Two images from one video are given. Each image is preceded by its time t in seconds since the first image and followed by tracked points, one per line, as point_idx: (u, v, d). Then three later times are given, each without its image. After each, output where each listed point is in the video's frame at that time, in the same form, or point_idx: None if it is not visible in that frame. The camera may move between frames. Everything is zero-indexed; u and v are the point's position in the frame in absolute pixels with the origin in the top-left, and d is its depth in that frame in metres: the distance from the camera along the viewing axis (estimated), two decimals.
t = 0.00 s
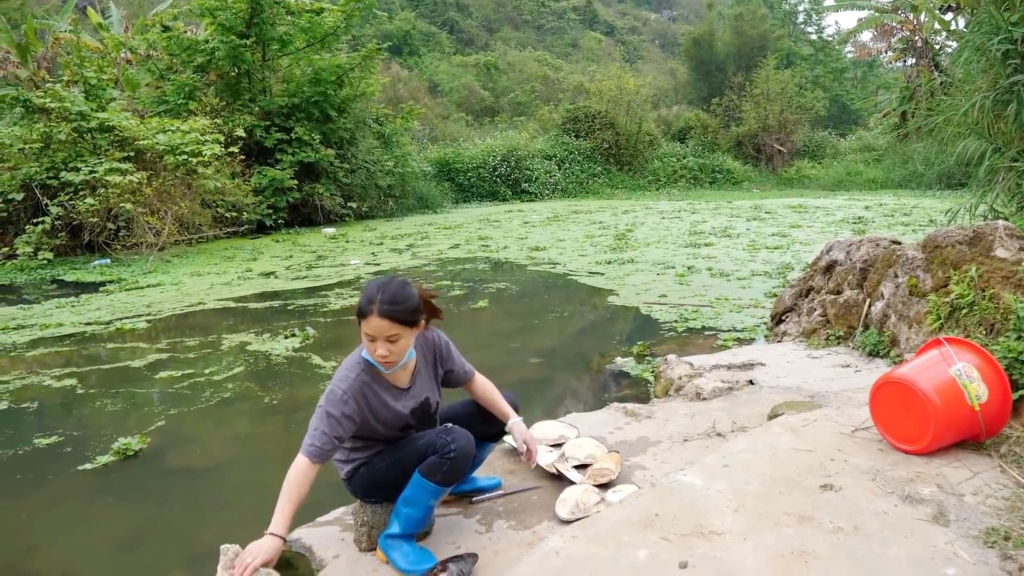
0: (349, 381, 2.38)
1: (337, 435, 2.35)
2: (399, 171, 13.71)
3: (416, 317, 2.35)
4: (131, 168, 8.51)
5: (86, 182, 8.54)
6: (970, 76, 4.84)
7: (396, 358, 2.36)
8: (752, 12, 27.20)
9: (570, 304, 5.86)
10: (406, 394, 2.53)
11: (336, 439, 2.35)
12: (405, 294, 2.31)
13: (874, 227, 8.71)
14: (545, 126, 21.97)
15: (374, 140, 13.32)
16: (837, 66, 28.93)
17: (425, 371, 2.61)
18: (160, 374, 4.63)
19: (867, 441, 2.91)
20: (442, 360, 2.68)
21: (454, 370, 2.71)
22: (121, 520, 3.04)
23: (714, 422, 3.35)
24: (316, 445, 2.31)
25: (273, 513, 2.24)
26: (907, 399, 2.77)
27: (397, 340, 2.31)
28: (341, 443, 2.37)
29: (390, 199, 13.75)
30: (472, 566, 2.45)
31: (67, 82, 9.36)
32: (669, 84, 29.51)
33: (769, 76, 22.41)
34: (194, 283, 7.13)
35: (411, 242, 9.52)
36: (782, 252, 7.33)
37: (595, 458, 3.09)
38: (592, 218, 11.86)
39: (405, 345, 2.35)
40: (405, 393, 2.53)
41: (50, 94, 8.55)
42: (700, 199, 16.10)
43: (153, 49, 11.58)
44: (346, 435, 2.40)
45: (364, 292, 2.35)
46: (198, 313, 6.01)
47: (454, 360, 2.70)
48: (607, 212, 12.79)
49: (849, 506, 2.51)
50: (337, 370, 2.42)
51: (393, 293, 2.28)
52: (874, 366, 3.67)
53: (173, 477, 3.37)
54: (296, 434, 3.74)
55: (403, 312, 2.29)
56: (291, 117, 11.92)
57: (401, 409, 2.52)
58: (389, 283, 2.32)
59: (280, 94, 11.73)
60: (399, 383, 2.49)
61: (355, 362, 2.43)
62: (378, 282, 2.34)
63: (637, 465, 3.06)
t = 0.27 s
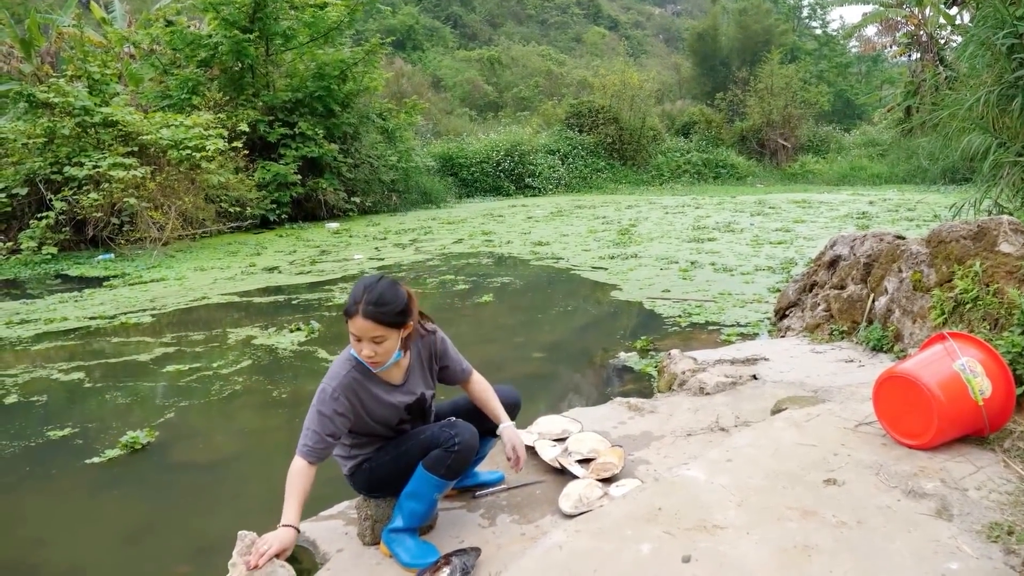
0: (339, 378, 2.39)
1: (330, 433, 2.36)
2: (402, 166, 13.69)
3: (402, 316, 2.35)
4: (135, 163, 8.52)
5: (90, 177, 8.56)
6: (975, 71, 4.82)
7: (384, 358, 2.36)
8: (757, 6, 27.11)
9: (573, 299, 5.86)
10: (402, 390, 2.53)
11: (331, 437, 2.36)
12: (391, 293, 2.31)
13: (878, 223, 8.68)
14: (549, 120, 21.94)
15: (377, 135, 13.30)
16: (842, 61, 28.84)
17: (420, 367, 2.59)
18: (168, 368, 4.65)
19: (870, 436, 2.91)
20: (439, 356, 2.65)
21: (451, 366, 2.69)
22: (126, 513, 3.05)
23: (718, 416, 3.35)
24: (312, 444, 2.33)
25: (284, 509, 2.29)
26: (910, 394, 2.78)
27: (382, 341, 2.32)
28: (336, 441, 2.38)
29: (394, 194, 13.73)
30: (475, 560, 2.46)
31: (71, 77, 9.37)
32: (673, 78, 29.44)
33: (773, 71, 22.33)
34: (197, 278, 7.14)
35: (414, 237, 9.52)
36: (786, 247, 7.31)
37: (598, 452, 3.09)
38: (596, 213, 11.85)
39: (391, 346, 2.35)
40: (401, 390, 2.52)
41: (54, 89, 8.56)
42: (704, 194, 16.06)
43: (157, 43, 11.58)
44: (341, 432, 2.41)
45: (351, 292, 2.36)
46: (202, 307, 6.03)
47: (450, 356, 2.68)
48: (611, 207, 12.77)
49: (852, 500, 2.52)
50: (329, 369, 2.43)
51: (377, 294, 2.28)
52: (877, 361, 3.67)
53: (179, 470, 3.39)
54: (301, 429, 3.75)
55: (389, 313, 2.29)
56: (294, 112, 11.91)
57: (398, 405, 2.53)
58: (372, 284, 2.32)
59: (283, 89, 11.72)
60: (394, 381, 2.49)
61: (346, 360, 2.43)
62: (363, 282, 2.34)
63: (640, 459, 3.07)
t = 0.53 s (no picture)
0: (344, 368, 2.39)
1: (334, 422, 2.38)
2: (405, 160, 13.67)
3: (414, 310, 2.33)
4: (137, 157, 8.53)
5: (92, 171, 8.59)
6: (979, 64, 4.79)
7: (398, 350, 2.35)
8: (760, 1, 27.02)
9: (576, 293, 5.86)
10: (406, 382, 2.53)
11: (335, 427, 2.38)
12: (403, 287, 2.29)
13: (881, 217, 8.66)
14: (552, 115, 21.92)
15: (380, 129, 13.29)
16: (846, 55, 28.74)
17: (426, 361, 2.59)
18: (175, 361, 4.67)
19: (873, 429, 2.91)
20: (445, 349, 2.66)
21: (457, 363, 2.67)
22: (131, 505, 3.07)
23: (720, 410, 3.35)
24: (316, 434, 2.35)
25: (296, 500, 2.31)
26: (914, 387, 2.78)
27: (397, 333, 2.31)
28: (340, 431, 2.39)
29: (397, 188, 13.72)
30: (477, 554, 2.46)
31: (74, 71, 9.38)
32: (676, 73, 29.38)
33: (777, 65, 22.26)
34: (200, 272, 7.15)
35: (417, 231, 9.52)
36: (789, 241, 7.30)
37: (600, 446, 3.09)
38: (599, 207, 11.83)
39: (405, 338, 2.35)
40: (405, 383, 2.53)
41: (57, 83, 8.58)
42: (707, 189, 16.03)
43: (160, 37, 11.59)
44: (345, 422, 2.42)
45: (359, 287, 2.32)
46: (206, 301, 6.04)
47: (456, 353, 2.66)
48: (614, 202, 12.76)
49: (854, 494, 2.52)
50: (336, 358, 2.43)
51: (390, 288, 2.26)
52: (880, 355, 3.66)
53: (184, 463, 3.40)
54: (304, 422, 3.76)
55: (402, 306, 2.27)
56: (297, 106, 11.91)
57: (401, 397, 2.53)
58: (384, 277, 2.29)
59: (286, 82, 11.71)
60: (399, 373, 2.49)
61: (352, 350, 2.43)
62: (373, 275, 2.31)
63: (642, 453, 3.07)
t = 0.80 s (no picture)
0: (359, 360, 2.39)
1: (342, 410, 2.39)
2: (408, 154, 13.64)
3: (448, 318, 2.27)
4: (141, 150, 8.53)
5: (96, 164, 8.60)
6: (983, 58, 4.78)
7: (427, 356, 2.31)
8: None
9: (579, 286, 5.86)
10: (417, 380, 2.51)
11: (341, 415, 2.39)
12: (441, 293, 2.23)
13: (885, 212, 8.65)
14: (555, 108, 21.89)
15: (383, 123, 13.27)
16: (850, 49, 28.65)
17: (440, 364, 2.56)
18: (182, 353, 4.69)
19: (876, 423, 2.91)
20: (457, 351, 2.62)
21: (473, 376, 2.60)
22: (135, 498, 3.08)
23: (723, 404, 3.35)
24: (320, 421, 2.36)
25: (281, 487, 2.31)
26: (917, 381, 2.78)
27: (434, 338, 2.26)
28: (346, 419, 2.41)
29: (400, 182, 13.70)
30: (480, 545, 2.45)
31: (76, 64, 9.39)
32: (680, 67, 29.31)
33: (781, 59, 22.19)
34: (203, 266, 7.15)
35: (420, 225, 9.53)
36: (792, 236, 7.29)
37: (603, 439, 3.09)
38: (602, 201, 11.82)
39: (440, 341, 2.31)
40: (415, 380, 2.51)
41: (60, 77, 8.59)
42: (710, 183, 16.00)
43: (162, 31, 11.58)
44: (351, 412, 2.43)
45: (393, 288, 2.24)
46: (209, 294, 6.05)
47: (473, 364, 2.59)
48: (618, 195, 12.74)
49: (857, 487, 2.52)
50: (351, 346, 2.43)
51: (430, 293, 2.19)
52: (883, 350, 3.66)
53: (187, 455, 3.41)
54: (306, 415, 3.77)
55: (441, 313, 2.22)
56: (300, 99, 11.90)
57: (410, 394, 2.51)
58: (422, 280, 2.23)
59: (289, 76, 11.71)
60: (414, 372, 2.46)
61: (373, 343, 2.42)
62: (411, 276, 2.25)
63: (646, 446, 3.07)
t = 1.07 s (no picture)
0: (374, 359, 2.39)
1: (352, 406, 2.40)
2: (412, 147, 13.62)
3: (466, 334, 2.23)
4: (145, 144, 8.55)
5: (100, 157, 8.61)
6: (990, 50, 4.75)
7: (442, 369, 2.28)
8: None
9: (583, 279, 5.85)
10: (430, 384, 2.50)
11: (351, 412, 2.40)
12: (461, 309, 2.18)
13: (890, 204, 8.61)
14: (559, 101, 21.84)
15: (386, 116, 13.25)
16: (855, 41, 28.50)
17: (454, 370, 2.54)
18: (189, 345, 4.71)
19: (881, 416, 2.91)
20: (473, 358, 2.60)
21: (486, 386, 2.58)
22: (142, 489, 3.10)
23: (727, 396, 3.35)
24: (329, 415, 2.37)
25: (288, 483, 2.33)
26: (921, 374, 2.78)
27: (451, 352, 2.22)
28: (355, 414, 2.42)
29: (403, 175, 13.68)
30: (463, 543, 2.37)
31: (80, 57, 9.40)
32: (684, 60, 29.20)
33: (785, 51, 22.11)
34: (207, 259, 7.16)
35: (423, 218, 9.53)
36: (796, 228, 7.27)
37: (607, 432, 3.10)
38: (606, 194, 11.80)
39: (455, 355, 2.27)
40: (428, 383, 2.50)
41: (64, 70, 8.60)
42: (714, 176, 15.96)
43: (166, 23, 11.57)
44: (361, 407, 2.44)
45: (413, 299, 2.20)
46: (215, 287, 6.07)
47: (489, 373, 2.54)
48: (621, 188, 12.72)
49: (861, 480, 2.52)
50: (367, 339, 2.43)
51: (449, 309, 2.14)
52: (888, 342, 3.65)
53: (193, 446, 3.43)
54: (310, 406, 3.78)
55: (459, 331, 2.17)
56: (303, 92, 11.90)
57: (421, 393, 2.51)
58: (443, 295, 2.17)
59: (292, 69, 11.70)
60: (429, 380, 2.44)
61: (390, 343, 2.40)
62: (431, 287, 2.20)
63: (649, 438, 3.08)
